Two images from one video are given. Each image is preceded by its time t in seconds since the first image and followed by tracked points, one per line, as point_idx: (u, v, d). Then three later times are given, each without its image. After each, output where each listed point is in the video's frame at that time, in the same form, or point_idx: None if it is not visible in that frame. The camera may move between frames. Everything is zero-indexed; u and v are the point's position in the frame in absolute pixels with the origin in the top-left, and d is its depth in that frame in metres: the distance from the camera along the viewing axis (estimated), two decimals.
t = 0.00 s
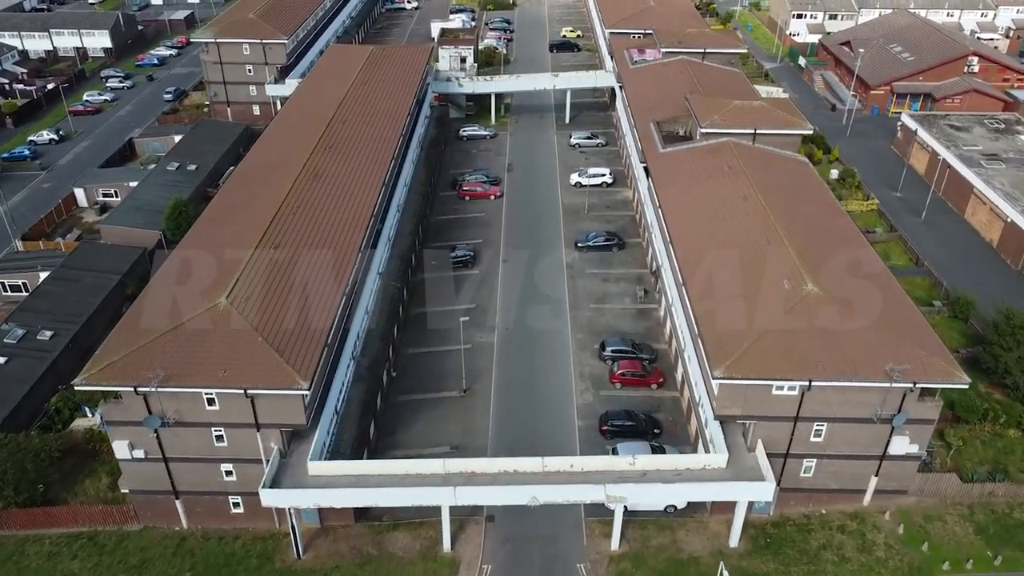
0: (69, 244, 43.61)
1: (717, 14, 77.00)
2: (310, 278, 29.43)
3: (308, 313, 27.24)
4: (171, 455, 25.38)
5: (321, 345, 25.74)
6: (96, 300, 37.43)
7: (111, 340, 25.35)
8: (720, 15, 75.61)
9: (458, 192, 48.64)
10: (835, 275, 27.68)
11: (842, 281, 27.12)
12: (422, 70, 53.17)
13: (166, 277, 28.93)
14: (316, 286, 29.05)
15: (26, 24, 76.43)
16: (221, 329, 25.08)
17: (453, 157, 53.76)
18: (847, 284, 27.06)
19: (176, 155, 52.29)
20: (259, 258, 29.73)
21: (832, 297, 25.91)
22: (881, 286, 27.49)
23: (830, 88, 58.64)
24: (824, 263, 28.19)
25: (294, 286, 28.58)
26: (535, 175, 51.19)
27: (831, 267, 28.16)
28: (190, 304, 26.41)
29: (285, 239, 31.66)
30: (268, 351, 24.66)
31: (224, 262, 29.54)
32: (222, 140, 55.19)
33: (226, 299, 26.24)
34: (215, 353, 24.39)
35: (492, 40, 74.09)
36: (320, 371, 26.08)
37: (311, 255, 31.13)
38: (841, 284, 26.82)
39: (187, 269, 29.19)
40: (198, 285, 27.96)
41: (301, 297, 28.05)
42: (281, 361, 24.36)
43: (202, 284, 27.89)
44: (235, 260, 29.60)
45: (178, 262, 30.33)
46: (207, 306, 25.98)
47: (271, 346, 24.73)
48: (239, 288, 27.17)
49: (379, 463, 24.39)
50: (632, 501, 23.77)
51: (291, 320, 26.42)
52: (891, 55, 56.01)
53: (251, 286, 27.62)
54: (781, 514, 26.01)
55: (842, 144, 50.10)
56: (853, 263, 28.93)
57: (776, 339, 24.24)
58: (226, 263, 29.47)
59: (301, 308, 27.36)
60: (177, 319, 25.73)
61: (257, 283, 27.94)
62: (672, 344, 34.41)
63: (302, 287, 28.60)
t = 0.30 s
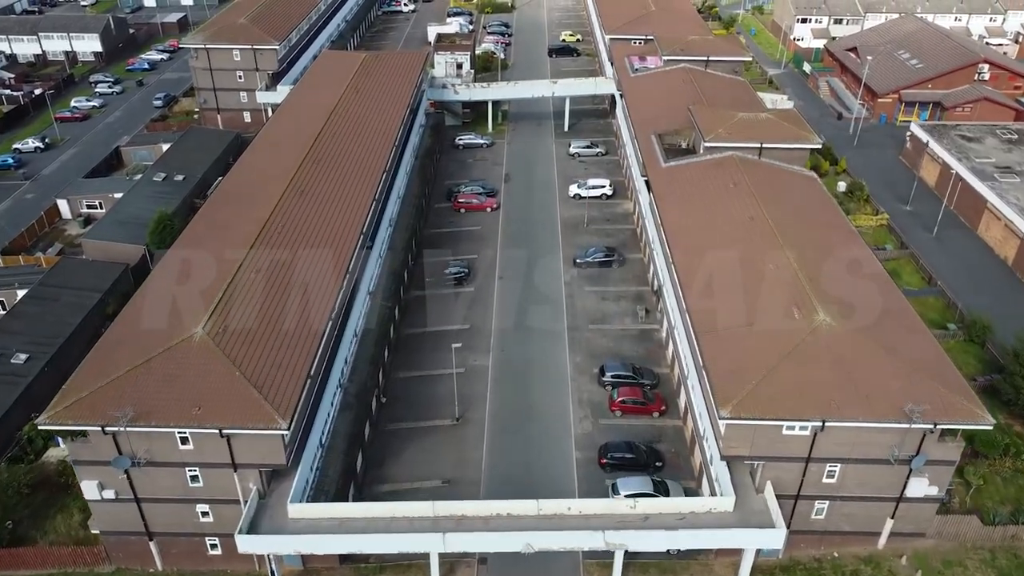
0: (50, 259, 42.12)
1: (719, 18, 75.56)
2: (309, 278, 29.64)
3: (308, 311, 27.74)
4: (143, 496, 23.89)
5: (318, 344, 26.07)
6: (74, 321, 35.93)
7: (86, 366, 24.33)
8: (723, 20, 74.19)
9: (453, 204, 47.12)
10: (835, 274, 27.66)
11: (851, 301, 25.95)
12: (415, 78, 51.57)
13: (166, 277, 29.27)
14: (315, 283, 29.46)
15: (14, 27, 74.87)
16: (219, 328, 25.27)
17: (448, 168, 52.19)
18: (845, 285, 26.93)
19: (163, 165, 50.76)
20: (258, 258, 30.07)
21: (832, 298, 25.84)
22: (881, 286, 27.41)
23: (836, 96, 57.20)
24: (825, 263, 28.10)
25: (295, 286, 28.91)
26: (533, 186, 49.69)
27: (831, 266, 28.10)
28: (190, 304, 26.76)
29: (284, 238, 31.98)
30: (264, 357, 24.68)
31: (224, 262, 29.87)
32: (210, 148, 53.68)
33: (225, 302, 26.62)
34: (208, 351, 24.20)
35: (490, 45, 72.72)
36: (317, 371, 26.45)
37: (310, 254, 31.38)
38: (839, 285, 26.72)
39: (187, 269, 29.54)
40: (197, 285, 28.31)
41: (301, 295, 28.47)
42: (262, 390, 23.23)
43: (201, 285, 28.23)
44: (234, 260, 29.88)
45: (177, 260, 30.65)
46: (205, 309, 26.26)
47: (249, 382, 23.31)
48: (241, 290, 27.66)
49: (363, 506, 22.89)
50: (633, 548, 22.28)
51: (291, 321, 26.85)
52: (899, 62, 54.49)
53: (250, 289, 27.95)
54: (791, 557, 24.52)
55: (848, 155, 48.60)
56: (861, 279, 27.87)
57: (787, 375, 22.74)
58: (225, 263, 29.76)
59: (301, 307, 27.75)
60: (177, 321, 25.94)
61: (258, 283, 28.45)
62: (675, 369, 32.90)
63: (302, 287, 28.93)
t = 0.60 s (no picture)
0: (28, 277, 40.52)
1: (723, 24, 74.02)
2: (308, 277, 30.04)
3: (308, 309, 28.25)
4: (110, 546, 22.40)
5: (315, 344, 26.45)
6: (50, 346, 34.36)
7: (66, 383, 23.79)
8: (726, 25, 72.64)
9: (448, 219, 45.54)
10: (835, 275, 27.70)
11: (869, 336, 24.35)
12: (408, 90, 49.72)
13: (166, 276, 29.64)
14: (315, 280, 30.07)
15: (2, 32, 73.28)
16: (219, 330, 25.78)
17: (443, 181, 50.49)
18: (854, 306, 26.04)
19: (149, 177, 49.12)
20: (257, 258, 30.53)
21: (840, 319, 24.95)
22: (885, 297, 26.93)
23: (843, 105, 55.64)
24: (828, 272, 27.67)
25: (295, 285, 29.41)
26: (531, 200, 48.08)
27: (830, 267, 28.18)
28: (190, 305, 27.28)
29: (284, 237, 32.45)
30: (262, 360, 25.00)
31: (223, 260, 30.27)
32: (198, 159, 52.04)
33: (225, 303, 27.16)
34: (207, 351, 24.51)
35: (488, 50, 71.22)
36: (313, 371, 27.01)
37: (310, 254, 31.72)
38: (847, 305, 25.77)
39: (188, 267, 29.98)
40: (198, 285, 28.74)
41: (301, 293, 28.98)
42: (247, 419, 22.27)
43: (201, 284, 28.71)
44: (232, 259, 30.27)
45: (177, 258, 30.98)
46: (205, 309, 26.79)
47: (222, 426, 21.65)
48: (242, 289, 28.28)
49: (345, 560, 21.25)
50: None
51: (291, 321, 27.31)
52: (908, 71, 52.91)
53: (247, 293, 28.15)
54: None
55: (857, 169, 47.07)
56: (877, 309, 26.29)
57: (801, 419, 21.18)
58: (224, 263, 30.14)
59: (301, 307, 28.21)
60: (177, 321, 26.49)
61: (258, 281, 29.08)
62: (679, 399, 31.32)
63: (301, 287, 29.33)
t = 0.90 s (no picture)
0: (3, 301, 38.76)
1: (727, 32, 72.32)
2: (308, 276, 30.45)
3: (307, 307, 28.65)
4: None
5: (313, 342, 26.77)
6: (21, 378, 32.59)
7: (58, 391, 23.95)
8: (730, 33, 70.91)
9: (443, 238, 43.75)
10: (852, 314, 26.08)
11: (892, 386, 22.89)
12: (402, 104, 47.75)
13: (167, 277, 30.24)
14: (315, 276, 30.55)
15: None
16: (218, 329, 26.44)
17: (437, 197, 48.64)
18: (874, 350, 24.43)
19: (132, 193, 47.27)
20: (257, 258, 31.12)
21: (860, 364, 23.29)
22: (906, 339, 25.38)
23: (852, 117, 53.90)
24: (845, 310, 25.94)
25: (295, 283, 29.86)
26: (530, 218, 46.25)
27: (846, 305, 26.56)
28: (190, 304, 27.94)
29: (283, 237, 32.97)
30: (258, 361, 25.37)
31: (223, 260, 30.85)
32: (185, 173, 50.22)
33: (223, 304, 27.75)
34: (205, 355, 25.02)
35: (486, 58, 69.54)
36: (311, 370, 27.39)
37: (309, 253, 32.11)
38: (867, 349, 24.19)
39: (188, 268, 30.55)
40: (198, 286, 29.30)
41: (301, 292, 29.40)
42: (237, 435, 22.06)
43: (200, 285, 29.29)
44: (232, 260, 30.87)
45: (177, 259, 31.57)
46: (204, 310, 27.40)
47: (190, 487, 19.88)
48: (243, 288, 28.88)
49: None
50: None
51: (290, 319, 27.71)
52: (920, 83, 51.14)
53: (247, 293, 28.67)
54: None
55: (867, 185, 45.32)
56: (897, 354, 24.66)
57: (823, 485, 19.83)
58: (224, 262, 30.80)
59: (301, 304, 28.66)
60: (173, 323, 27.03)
61: (257, 280, 29.62)
62: (686, 439, 29.54)
63: (300, 286, 29.72)
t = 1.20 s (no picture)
0: None
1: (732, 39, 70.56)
2: (308, 279, 31.10)
3: (307, 310, 29.38)
4: None
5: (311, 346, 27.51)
6: None
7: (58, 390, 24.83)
8: (736, 40, 69.12)
9: (439, 259, 41.98)
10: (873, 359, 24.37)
11: (920, 444, 21.12)
12: (394, 119, 45.81)
13: (167, 274, 31.06)
14: (315, 278, 31.23)
15: None
16: (217, 332, 27.33)
17: (432, 216, 46.77)
18: (900, 401, 22.69)
19: (115, 210, 45.46)
20: (257, 259, 31.91)
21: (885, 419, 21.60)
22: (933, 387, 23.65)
23: (863, 130, 52.12)
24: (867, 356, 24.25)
25: (294, 287, 30.52)
26: (529, 236, 44.43)
27: (868, 348, 24.79)
28: (189, 307, 28.77)
29: (283, 237, 33.81)
30: (257, 366, 26.12)
31: (223, 263, 31.63)
32: (171, 189, 48.40)
33: (224, 308, 28.58)
34: (205, 359, 25.91)
35: (484, 67, 67.84)
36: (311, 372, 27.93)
37: (309, 253, 32.87)
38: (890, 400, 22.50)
39: (188, 269, 31.36)
40: (198, 285, 30.23)
41: (300, 295, 30.11)
42: (233, 443, 22.70)
43: (200, 286, 30.10)
44: (232, 261, 31.68)
45: (177, 258, 32.43)
46: (205, 312, 28.29)
47: (155, 560, 18.69)
48: (242, 292, 29.72)
49: None
50: None
51: (289, 322, 28.46)
52: (934, 96, 49.35)
53: (248, 293, 29.67)
54: None
55: (880, 203, 43.49)
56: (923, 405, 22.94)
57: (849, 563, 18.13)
58: (225, 262, 31.68)
59: (301, 308, 29.40)
60: (171, 324, 27.90)
61: (257, 283, 30.40)
62: (695, 484, 27.74)
63: (300, 290, 30.36)
